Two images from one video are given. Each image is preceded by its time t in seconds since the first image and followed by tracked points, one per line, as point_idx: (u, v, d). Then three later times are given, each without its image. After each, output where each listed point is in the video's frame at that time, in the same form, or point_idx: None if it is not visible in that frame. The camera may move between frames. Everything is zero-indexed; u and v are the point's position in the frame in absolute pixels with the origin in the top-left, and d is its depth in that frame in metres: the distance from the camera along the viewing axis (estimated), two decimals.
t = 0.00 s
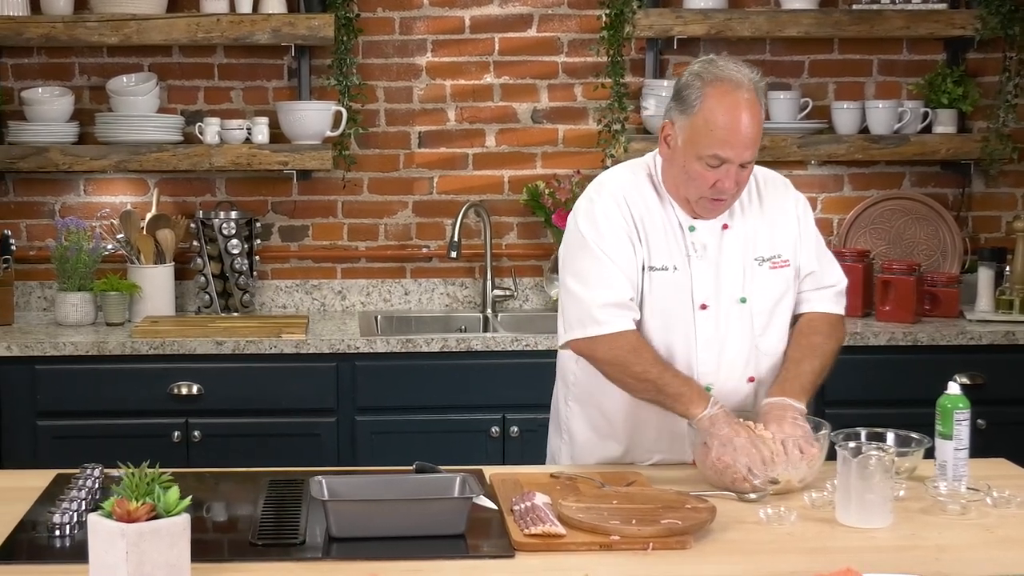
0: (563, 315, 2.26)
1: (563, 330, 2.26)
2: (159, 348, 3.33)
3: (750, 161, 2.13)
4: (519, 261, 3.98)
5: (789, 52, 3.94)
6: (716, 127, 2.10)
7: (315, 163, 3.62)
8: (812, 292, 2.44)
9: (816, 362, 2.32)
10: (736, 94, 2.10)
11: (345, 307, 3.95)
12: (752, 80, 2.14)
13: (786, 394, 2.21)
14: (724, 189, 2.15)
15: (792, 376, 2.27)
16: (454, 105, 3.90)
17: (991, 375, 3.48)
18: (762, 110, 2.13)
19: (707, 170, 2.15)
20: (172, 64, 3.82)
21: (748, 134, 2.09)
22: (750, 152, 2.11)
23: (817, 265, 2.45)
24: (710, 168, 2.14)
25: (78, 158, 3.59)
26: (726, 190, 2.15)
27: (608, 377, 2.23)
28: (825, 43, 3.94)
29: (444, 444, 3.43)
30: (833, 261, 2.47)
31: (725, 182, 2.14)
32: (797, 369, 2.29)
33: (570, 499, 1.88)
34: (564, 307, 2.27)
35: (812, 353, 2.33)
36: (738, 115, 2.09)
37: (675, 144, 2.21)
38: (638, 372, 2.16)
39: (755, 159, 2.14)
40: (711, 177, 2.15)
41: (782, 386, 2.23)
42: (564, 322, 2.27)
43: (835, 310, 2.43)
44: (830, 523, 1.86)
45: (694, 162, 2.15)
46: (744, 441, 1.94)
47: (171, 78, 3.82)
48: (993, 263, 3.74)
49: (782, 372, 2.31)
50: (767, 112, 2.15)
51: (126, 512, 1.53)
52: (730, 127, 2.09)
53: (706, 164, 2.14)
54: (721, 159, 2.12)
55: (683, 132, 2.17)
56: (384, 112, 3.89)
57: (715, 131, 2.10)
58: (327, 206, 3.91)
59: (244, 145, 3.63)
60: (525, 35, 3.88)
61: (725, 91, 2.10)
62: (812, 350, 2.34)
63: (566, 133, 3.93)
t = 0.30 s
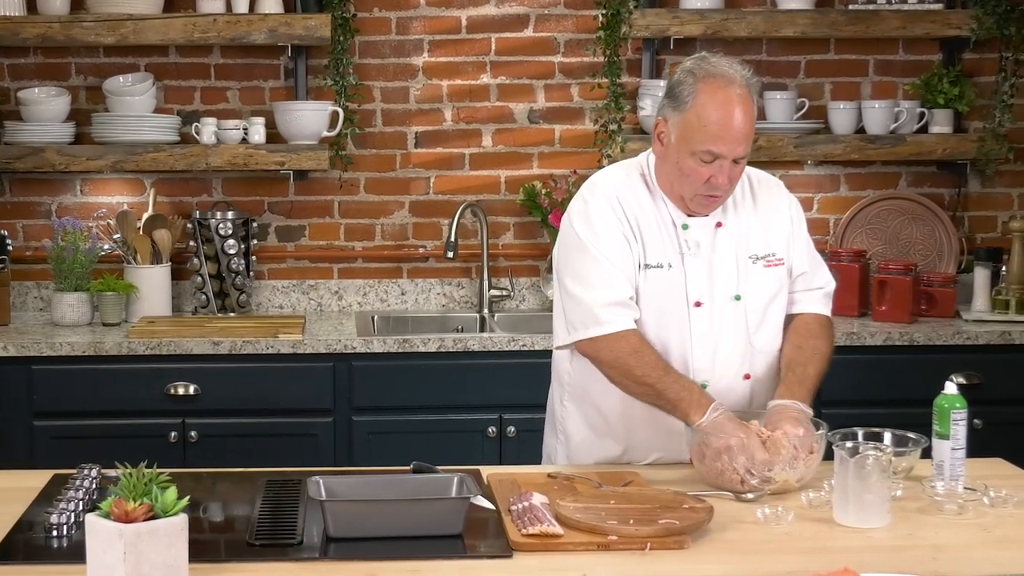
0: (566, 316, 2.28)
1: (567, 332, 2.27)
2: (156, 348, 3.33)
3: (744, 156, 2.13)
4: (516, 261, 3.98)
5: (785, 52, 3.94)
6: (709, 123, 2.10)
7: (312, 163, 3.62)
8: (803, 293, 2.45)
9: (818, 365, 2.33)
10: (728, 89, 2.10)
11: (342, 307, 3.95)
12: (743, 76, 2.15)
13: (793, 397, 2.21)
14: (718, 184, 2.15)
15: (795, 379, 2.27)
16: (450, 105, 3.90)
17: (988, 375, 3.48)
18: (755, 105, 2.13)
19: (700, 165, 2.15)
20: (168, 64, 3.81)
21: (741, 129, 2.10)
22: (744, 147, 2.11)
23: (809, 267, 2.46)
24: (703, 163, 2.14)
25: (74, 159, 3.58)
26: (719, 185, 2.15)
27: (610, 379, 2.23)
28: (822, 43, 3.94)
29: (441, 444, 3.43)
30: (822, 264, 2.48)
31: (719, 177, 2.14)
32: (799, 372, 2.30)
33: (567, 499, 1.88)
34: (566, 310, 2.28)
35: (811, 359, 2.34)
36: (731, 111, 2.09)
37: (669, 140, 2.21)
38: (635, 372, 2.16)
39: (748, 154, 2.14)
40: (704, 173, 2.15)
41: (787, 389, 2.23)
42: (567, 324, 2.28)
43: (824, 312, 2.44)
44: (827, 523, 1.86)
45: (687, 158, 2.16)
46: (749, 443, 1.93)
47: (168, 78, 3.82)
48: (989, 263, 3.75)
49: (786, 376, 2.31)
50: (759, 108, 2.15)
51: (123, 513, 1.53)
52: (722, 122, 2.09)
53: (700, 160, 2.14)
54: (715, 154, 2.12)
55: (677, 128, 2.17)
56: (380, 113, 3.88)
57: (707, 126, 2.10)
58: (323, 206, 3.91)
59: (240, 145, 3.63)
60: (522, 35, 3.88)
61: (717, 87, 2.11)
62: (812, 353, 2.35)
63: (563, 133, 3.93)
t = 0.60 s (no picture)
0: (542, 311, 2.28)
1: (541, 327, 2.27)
2: (153, 348, 3.33)
3: (742, 153, 2.13)
4: (514, 261, 3.98)
5: (783, 52, 3.94)
6: (706, 120, 2.10)
7: (310, 163, 3.62)
8: (803, 287, 2.46)
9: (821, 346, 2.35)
10: (725, 87, 2.10)
11: (340, 307, 3.95)
12: (741, 74, 2.15)
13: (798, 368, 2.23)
14: (717, 182, 2.15)
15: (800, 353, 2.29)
16: (448, 105, 3.90)
17: (986, 375, 3.48)
18: (752, 103, 2.13)
19: (698, 163, 2.15)
20: (166, 64, 3.81)
21: (738, 127, 2.10)
22: (741, 144, 2.11)
23: (811, 265, 2.47)
24: (701, 161, 2.14)
25: (72, 159, 3.58)
26: (717, 183, 2.15)
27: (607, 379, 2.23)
28: (819, 43, 3.95)
29: (439, 444, 3.43)
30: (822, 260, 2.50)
31: (717, 175, 2.14)
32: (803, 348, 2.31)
33: (566, 499, 1.88)
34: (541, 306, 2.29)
35: (815, 340, 2.35)
36: (728, 108, 2.09)
37: (666, 138, 2.21)
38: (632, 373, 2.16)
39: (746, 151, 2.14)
40: (702, 170, 2.15)
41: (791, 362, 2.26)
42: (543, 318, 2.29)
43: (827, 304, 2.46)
44: (826, 523, 1.86)
45: (685, 155, 2.16)
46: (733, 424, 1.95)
47: (166, 78, 3.81)
48: (987, 262, 3.75)
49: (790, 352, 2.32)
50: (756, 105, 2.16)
51: (122, 513, 1.52)
52: (720, 119, 2.09)
53: (697, 158, 2.14)
54: (713, 152, 2.12)
55: (674, 126, 2.17)
56: (378, 113, 3.88)
57: (704, 124, 2.10)
58: (321, 206, 3.91)
59: (238, 145, 3.63)
60: (520, 35, 3.88)
61: (715, 85, 2.11)
62: (814, 336, 2.36)
63: (561, 133, 3.93)
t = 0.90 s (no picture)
0: (549, 314, 2.28)
1: (549, 331, 2.27)
2: (152, 348, 3.33)
3: (737, 153, 2.13)
4: (512, 260, 3.98)
5: (781, 52, 3.94)
6: (702, 120, 2.10)
7: (308, 163, 3.62)
8: (798, 291, 2.45)
9: (803, 353, 2.34)
10: (720, 87, 2.11)
11: (338, 307, 3.95)
12: (736, 74, 2.15)
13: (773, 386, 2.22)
14: (713, 182, 2.15)
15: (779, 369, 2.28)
16: (447, 105, 3.90)
17: (984, 375, 3.49)
18: (748, 103, 2.13)
19: (693, 163, 2.15)
20: (165, 64, 3.81)
21: (734, 127, 2.10)
22: (737, 145, 2.11)
23: (806, 264, 2.46)
24: (697, 161, 2.14)
25: (70, 159, 3.58)
26: (713, 183, 2.15)
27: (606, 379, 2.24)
28: (817, 43, 3.95)
29: (437, 444, 3.43)
30: (819, 259, 2.49)
31: (713, 175, 2.14)
32: (785, 360, 2.31)
33: (565, 499, 1.89)
34: (548, 308, 2.28)
35: (797, 348, 2.35)
36: (723, 109, 2.09)
37: (662, 139, 2.21)
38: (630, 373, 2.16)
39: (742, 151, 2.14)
40: (698, 170, 2.15)
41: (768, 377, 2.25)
42: (549, 322, 2.29)
43: (823, 307, 2.44)
44: (824, 523, 1.86)
45: (681, 156, 2.16)
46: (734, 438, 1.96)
47: (164, 78, 3.81)
48: (985, 262, 3.76)
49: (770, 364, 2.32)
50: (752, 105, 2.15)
51: (120, 513, 1.52)
52: (716, 120, 2.09)
53: (693, 158, 2.14)
54: (709, 152, 2.12)
55: (670, 126, 2.17)
56: (377, 112, 3.88)
57: (700, 124, 2.10)
58: (320, 206, 3.91)
59: (237, 145, 3.63)
60: (518, 35, 3.88)
61: (710, 85, 2.11)
62: (797, 344, 2.36)
63: (559, 132, 3.93)
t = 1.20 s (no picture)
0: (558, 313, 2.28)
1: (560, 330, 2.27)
2: (151, 348, 3.33)
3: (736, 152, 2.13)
4: (511, 260, 3.98)
5: (780, 52, 3.94)
6: (701, 119, 2.10)
7: (307, 163, 3.62)
8: (793, 290, 2.46)
9: (809, 358, 2.35)
10: (719, 86, 2.11)
11: (337, 307, 3.95)
12: (735, 73, 2.15)
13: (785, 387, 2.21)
14: (711, 180, 2.15)
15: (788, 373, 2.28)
16: (446, 105, 3.90)
17: (983, 375, 3.49)
18: (746, 102, 2.13)
19: (692, 162, 2.15)
20: (164, 63, 3.81)
21: (733, 125, 2.10)
22: (735, 143, 2.11)
23: (800, 264, 2.48)
24: (697, 160, 2.14)
25: (69, 158, 3.58)
26: (712, 181, 2.15)
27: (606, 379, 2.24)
28: (816, 43, 3.95)
29: (436, 444, 3.43)
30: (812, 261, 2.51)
31: (712, 173, 2.14)
32: (792, 364, 2.31)
33: (564, 499, 1.88)
34: (558, 307, 2.28)
35: (802, 353, 2.35)
36: (722, 107, 2.09)
37: (661, 137, 2.21)
38: (629, 373, 2.16)
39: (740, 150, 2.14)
40: (697, 169, 2.15)
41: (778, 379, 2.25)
42: (560, 321, 2.28)
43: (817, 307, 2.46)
44: (823, 523, 1.86)
45: (680, 154, 2.16)
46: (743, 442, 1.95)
47: (163, 78, 3.81)
48: (984, 262, 3.75)
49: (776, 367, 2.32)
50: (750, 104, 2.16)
51: (119, 513, 1.52)
52: (714, 118, 2.09)
53: (692, 156, 2.14)
54: (708, 150, 2.12)
55: (669, 125, 2.17)
56: (376, 112, 3.88)
57: (699, 123, 2.10)
58: (319, 206, 3.91)
59: (236, 145, 3.63)
60: (518, 35, 3.88)
61: (709, 83, 2.11)
62: (801, 347, 2.36)
63: (559, 132, 3.93)
